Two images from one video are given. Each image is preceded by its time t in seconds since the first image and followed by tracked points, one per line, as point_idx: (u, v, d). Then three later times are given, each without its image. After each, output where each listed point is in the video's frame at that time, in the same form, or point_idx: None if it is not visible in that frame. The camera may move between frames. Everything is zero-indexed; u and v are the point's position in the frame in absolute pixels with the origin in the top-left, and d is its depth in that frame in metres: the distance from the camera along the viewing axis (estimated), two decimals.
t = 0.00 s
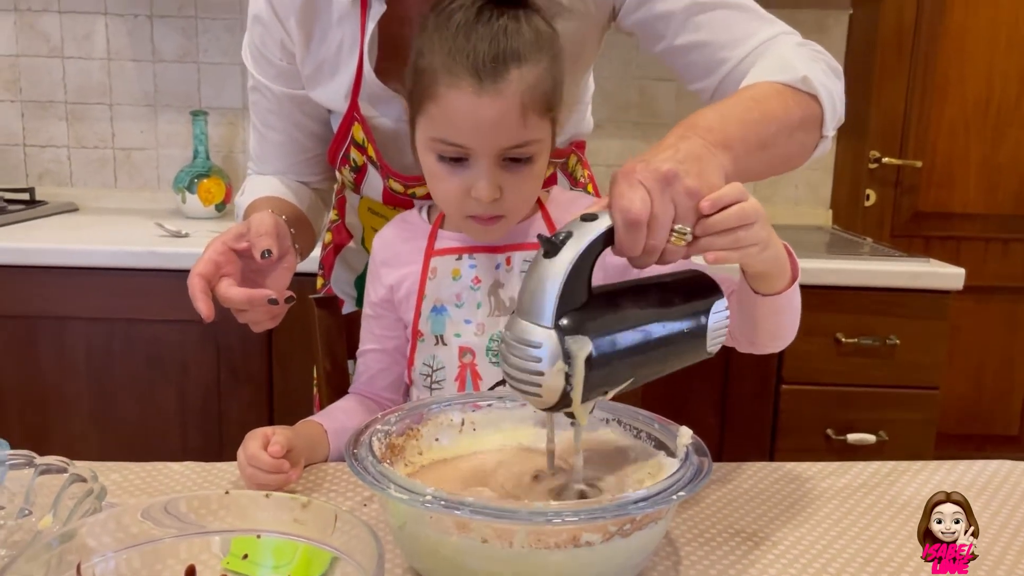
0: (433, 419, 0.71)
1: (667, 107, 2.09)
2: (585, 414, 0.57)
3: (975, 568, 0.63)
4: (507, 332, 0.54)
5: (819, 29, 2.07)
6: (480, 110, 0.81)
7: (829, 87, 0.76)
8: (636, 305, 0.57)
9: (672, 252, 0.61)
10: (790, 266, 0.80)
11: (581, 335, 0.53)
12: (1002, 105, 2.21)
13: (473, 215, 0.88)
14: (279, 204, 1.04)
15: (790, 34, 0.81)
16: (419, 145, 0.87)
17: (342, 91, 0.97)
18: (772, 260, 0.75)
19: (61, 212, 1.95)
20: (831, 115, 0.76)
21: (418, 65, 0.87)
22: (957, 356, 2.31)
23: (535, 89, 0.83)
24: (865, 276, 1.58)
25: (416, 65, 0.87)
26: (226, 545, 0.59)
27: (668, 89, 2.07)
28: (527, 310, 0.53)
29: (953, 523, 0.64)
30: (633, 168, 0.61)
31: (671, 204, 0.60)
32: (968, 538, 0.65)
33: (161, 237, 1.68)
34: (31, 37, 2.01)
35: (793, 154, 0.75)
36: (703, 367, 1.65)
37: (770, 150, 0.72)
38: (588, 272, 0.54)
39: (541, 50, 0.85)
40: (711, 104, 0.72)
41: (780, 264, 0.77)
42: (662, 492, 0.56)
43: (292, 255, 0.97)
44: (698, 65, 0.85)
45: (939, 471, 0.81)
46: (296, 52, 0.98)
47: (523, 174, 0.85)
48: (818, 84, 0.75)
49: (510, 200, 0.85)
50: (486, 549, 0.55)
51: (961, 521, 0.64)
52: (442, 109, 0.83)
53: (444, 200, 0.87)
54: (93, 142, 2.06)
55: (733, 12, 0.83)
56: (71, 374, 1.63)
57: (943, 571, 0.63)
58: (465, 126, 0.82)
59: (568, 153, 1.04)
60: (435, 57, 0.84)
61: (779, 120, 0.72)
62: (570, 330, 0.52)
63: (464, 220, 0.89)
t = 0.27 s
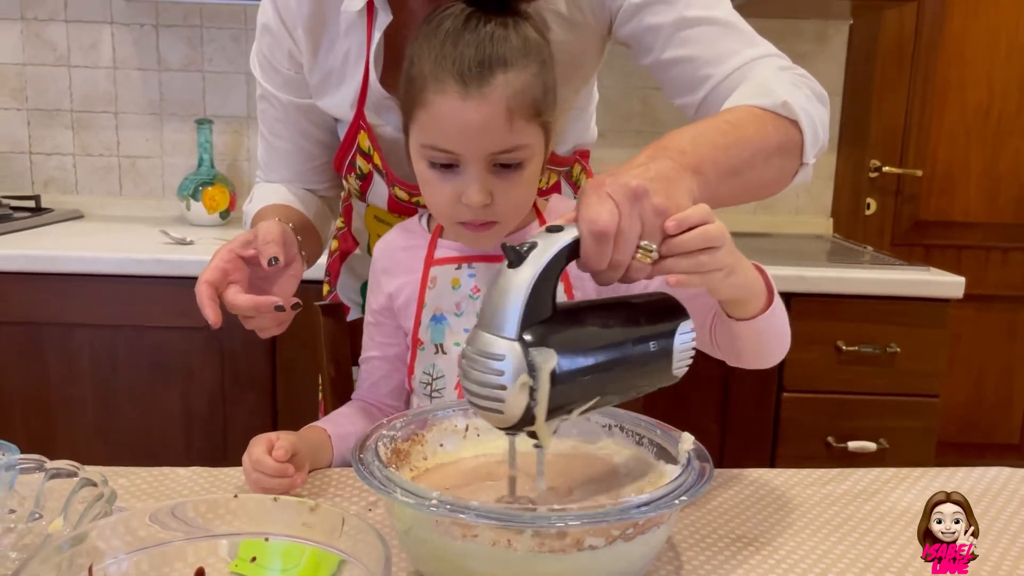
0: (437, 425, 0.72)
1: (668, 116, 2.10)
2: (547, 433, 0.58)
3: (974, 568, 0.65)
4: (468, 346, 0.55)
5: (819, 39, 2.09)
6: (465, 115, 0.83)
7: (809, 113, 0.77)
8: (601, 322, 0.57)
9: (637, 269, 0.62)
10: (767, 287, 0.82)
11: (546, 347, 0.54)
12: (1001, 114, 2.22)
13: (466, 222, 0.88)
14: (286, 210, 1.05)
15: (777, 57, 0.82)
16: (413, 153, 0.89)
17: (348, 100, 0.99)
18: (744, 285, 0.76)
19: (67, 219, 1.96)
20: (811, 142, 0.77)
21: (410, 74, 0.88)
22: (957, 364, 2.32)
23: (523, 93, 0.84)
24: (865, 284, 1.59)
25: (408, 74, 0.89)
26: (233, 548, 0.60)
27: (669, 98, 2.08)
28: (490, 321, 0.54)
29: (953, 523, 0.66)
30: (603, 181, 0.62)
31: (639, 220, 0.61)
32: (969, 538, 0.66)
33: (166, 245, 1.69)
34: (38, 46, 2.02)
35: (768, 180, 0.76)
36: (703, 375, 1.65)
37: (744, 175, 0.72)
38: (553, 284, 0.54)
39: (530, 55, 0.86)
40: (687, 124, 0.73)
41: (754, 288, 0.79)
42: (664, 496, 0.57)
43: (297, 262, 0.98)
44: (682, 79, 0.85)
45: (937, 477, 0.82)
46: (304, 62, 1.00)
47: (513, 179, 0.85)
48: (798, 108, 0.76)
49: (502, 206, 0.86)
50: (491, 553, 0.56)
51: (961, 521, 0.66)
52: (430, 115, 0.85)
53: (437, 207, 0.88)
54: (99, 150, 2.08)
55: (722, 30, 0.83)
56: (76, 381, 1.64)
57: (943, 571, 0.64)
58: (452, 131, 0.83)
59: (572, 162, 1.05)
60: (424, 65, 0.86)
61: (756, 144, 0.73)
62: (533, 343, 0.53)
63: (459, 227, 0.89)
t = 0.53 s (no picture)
0: (438, 428, 0.73)
1: (668, 125, 2.11)
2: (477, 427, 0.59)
3: (974, 568, 0.66)
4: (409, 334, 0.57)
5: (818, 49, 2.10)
6: (459, 118, 0.84)
7: (796, 121, 0.77)
8: (542, 325, 0.59)
9: (581, 280, 0.61)
10: (737, 295, 0.83)
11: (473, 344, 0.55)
12: (1000, 124, 2.23)
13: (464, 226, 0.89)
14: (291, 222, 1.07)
15: (765, 65, 0.83)
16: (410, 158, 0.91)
17: (353, 105, 1.00)
18: (708, 296, 0.77)
19: (71, 226, 1.97)
20: (798, 151, 0.77)
21: (406, 78, 0.90)
22: (957, 372, 2.33)
23: (514, 94, 0.86)
24: (864, 292, 1.60)
25: (405, 79, 0.90)
26: (240, 549, 0.60)
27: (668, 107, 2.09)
28: (428, 315, 0.55)
29: (953, 523, 0.66)
30: (556, 190, 0.61)
31: (585, 235, 0.60)
32: (969, 538, 0.67)
33: (169, 251, 1.70)
34: (44, 54, 2.04)
35: (752, 188, 0.76)
36: (702, 382, 1.66)
37: (725, 180, 0.73)
38: (489, 284, 0.55)
39: (526, 57, 0.87)
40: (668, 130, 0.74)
41: (722, 296, 0.79)
42: (662, 499, 0.58)
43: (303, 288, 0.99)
44: (674, 87, 0.87)
45: (935, 481, 0.83)
46: (309, 68, 1.01)
47: (508, 182, 0.87)
48: (785, 116, 0.76)
49: (498, 209, 0.87)
50: (494, 554, 0.57)
51: (961, 522, 0.66)
52: (425, 120, 0.87)
53: (435, 211, 0.90)
54: (103, 158, 2.09)
55: (714, 38, 0.84)
56: (79, 386, 1.65)
57: (943, 570, 0.66)
58: (446, 134, 0.85)
59: (575, 169, 1.06)
60: (417, 70, 0.88)
61: (739, 151, 0.73)
62: (461, 339, 0.55)
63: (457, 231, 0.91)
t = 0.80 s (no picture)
0: (439, 435, 0.74)
1: (668, 134, 2.12)
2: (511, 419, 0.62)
3: (974, 568, 0.68)
4: (454, 334, 0.58)
5: (817, 59, 2.11)
6: (465, 81, 0.86)
7: (816, 122, 0.79)
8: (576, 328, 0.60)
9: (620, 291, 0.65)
10: (758, 315, 0.83)
11: (514, 351, 0.57)
12: (998, 133, 2.24)
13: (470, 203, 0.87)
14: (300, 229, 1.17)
15: (781, 69, 0.84)
16: (414, 153, 0.91)
17: (354, 109, 1.05)
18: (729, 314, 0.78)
19: (73, 233, 1.98)
20: (819, 150, 0.79)
21: (409, 73, 0.93)
22: (955, 380, 2.33)
23: (520, 69, 0.88)
24: (863, 300, 1.60)
25: (407, 77, 0.93)
26: (241, 555, 0.60)
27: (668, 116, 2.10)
28: (473, 320, 0.57)
29: (955, 520, 0.68)
30: (600, 207, 0.64)
31: (625, 251, 0.64)
32: (969, 538, 0.69)
33: (171, 258, 1.71)
34: (46, 62, 2.05)
35: (780, 188, 0.78)
36: (702, 390, 1.67)
37: (756, 185, 0.75)
38: (534, 295, 0.57)
39: (524, 38, 0.91)
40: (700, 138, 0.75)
41: (743, 316, 0.80)
42: (661, 505, 0.59)
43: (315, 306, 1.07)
44: (692, 95, 0.89)
45: (933, 488, 0.84)
46: (316, 72, 1.07)
47: (517, 150, 0.86)
48: (807, 120, 0.78)
49: (508, 178, 0.85)
50: (493, 560, 0.57)
51: (961, 521, 0.69)
52: (431, 94, 0.87)
53: (443, 193, 0.87)
54: (105, 165, 2.10)
55: (730, 44, 0.86)
56: (81, 392, 1.65)
57: (944, 570, 0.67)
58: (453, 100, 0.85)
59: (578, 177, 1.06)
60: (423, 56, 0.91)
61: (767, 155, 0.75)
62: (504, 344, 0.56)
63: (466, 216, 0.87)
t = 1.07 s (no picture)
0: (439, 443, 0.74)
1: (667, 141, 2.13)
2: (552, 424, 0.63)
3: (974, 567, 0.70)
4: (498, 341, 0.59)
5: (816, 68, 2.13)
6: (475, 66, 0.88)
7: (826, 126, 0.80)
8: (613, 333, 0.61)
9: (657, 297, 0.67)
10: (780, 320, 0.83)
11: (558, 359, 0.58)
12: (996, 141, 2.26)
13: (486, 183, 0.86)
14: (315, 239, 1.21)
15: (788, 76, 0.86)
16: (423, 149, 0.91)
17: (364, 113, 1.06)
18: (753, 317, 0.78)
19: (74, 239, 1.99)
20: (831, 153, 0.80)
21: (415, 75, 0.95)
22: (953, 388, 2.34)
23: (523, 62, 0.91)
24: (861, 308, 1.61)
25: (412, 82, 0.95)
26: (242, 561, 0.60)
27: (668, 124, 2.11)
28: (517, 329, 0.58)
29: (953, 523, 0.71)
30: (637, 216, 0.65)
31: (665, 259, 0.65)
32: (969, 538, 0.72)
33: (172, 264, 1.71)
34: (49, 68, 2.06)
35: (796, 191, 0.79)
36: (701, 397, 1.67)
37: (775, 190, 0.76)
38: (576, 304, 0.58)
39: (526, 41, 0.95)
40: (718, 146, 0.77)
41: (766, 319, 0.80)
42: (660, 513, 0.59)
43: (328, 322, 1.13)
44: (698, 99, 0.91)
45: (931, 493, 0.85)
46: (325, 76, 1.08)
47: (527, 131, 0.87)
48: (818, 124, 0.79)
49: (522, 154, 0.85)
50: (492, 566, 0.58)
51: (961, 522, 0.72)
52: (440, 82, 0.89)
53: (456, 176, 0.87)
54: (107, 171, 2.11)
55: (735, 51, 0.89)
56: (82, 398, 1.66)
57: (943, 570, 0.69)
58: (463, 84, 0.87)
59: (581, 182, 1.07)
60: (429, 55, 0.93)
61: (783, 160, 0.76)
62: (548, 351, 0.58)
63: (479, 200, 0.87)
